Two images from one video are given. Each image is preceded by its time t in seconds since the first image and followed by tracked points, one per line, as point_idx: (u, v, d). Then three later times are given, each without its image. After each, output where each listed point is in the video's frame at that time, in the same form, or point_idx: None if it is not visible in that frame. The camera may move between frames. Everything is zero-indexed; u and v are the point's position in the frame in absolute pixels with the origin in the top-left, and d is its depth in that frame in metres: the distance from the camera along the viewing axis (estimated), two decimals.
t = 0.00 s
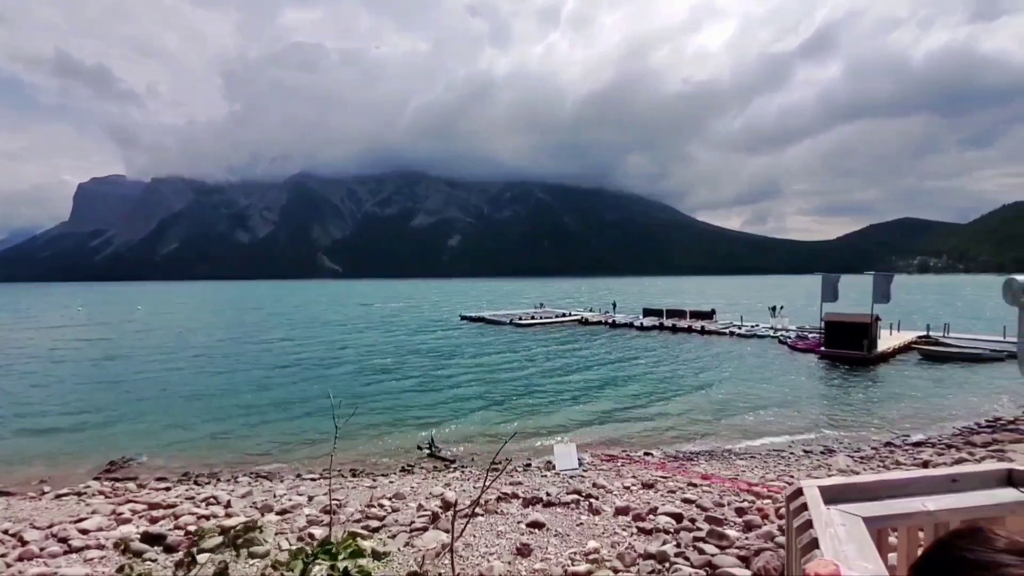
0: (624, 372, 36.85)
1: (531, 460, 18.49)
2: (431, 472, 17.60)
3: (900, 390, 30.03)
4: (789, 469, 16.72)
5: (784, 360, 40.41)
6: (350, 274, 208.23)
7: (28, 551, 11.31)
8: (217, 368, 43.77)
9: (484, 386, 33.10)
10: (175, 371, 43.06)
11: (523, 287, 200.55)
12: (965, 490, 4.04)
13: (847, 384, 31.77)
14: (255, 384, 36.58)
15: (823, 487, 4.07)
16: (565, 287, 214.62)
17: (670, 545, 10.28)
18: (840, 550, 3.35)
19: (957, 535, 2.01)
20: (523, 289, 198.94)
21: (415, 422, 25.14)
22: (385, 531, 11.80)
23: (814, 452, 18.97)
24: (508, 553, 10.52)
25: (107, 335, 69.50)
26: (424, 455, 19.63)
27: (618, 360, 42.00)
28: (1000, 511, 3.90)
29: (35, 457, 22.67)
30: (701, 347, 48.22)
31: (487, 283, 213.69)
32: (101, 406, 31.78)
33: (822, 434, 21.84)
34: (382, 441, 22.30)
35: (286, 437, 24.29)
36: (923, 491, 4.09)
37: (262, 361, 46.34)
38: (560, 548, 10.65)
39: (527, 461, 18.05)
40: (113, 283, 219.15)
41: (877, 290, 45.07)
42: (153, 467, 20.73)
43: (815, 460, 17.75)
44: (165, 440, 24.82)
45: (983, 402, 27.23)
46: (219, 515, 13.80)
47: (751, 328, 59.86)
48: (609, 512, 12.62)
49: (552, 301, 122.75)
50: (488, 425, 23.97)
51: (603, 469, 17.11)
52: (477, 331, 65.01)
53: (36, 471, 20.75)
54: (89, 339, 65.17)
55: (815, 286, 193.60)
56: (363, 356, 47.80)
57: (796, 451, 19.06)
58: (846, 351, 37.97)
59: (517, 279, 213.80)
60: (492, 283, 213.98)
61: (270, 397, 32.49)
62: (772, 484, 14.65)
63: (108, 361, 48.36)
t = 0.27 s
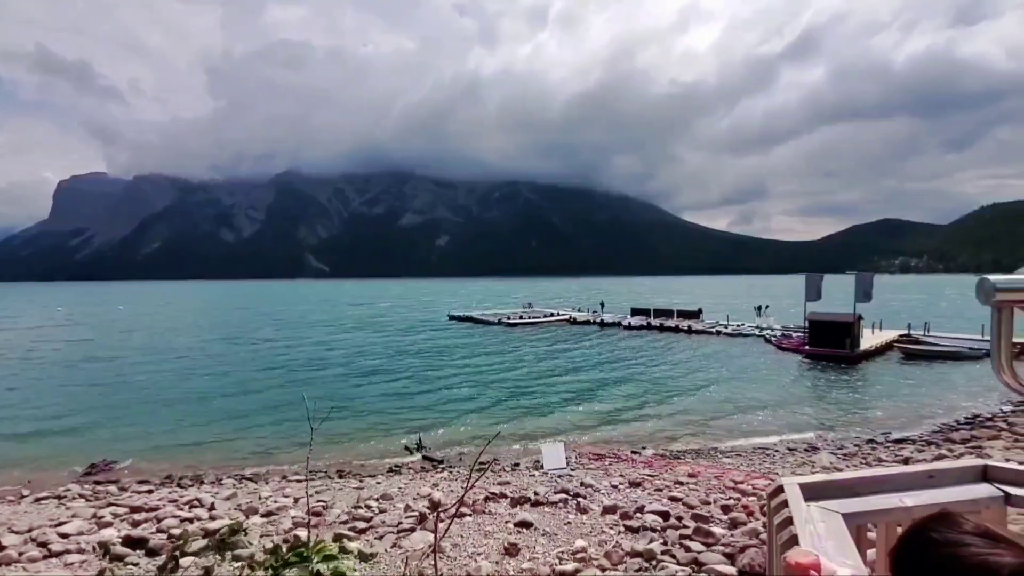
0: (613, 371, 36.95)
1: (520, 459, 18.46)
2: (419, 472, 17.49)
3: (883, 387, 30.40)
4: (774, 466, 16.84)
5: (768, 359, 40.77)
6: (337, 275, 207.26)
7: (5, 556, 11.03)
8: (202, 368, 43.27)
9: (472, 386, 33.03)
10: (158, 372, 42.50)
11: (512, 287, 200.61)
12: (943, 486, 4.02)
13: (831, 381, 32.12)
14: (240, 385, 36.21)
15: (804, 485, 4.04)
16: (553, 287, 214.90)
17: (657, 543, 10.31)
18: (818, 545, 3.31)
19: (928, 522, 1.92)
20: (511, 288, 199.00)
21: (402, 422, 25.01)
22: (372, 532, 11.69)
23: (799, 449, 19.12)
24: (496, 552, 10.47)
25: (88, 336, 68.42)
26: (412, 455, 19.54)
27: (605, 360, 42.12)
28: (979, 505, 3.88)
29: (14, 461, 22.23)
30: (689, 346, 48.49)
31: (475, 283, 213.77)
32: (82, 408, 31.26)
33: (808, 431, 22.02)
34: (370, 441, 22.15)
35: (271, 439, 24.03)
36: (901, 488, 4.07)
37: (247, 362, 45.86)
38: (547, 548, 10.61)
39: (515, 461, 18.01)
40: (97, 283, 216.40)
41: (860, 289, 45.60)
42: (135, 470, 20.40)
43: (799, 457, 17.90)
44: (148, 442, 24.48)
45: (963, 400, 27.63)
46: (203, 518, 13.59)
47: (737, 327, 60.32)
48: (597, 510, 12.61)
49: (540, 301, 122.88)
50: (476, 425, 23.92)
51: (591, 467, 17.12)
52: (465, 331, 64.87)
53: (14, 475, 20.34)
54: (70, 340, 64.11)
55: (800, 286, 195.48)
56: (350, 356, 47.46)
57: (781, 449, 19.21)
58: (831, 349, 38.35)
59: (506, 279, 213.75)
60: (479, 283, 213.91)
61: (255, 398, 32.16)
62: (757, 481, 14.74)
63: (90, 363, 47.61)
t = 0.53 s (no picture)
0: (601, 371, 37.12)
1: (509, 459, 18.47)
2: (408, 473, 17.44)
3: (866, 386, 30.82)
4: (761, 464, 17.00)
5: (755, 358, 41.16)
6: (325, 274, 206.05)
7: None
8: (187, 370, 42.83)
9: (461, 386, 32.98)
10: (143, 373, 41.98)
11: (501, 287, 200.69)
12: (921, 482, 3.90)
13: (817, 380, 32.50)
14: (226, 387, 35.88)
15: (785, 483, 3.86)
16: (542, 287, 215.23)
17: (645, 541, 10.36)
18: (803, 551, 3.12)
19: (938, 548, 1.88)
20: (500, 288, 199.09)
21: (391, 423, 24.93)
22: (360, 534, 11.64)
23: (784, 448, 19.33)
24: (485, 553, 10.47)
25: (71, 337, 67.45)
26: (402, 456, 19.48)
27: (594, 360, 42.29)
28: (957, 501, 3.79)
29: None
30: (677, 346, 48.82)
31: (464, 283, 213.72)
32: (65, 411, 30.83)
33: (793, 430, 22.26)
34: (358, 443, 22.05)
35: (258, 441, 23.83)
36: (880, 485, 3.94)
37: (234, 363, 45.45)
38: (536, 548, 10.63)
39: (504, 461, 18.02)
40: (82, 283, 213.79)
41: (844, 289, 46.18)
42: (119, 473, 20.15)
43: (785, 455, 18.09)
44: (132, 445, 24.18)
45: (945, 398, 28.09)
46: (188, 521, 13.46)
47: (724, 327, 60.80)
48: (586, 510, 12.66)
49: (529, 301, 122.98)
50: (465, 426, 23.89)
51: (580, 467, 17.16)
52: (454, 331, 64.79)
53: None
54: (52, 341, 63.14)
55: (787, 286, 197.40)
56: (338, 357, 47.21)
57: (767, 447, 19.40)
58: (816, 349, 38.80)
59: (495, 279, 213.77)
60: (469, 283, 213.85)
61: (241, 400, 31.90)
62: (744, 479, 14.85)
63: (72, 364, 46.93)
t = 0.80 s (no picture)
0: (590, 371, 37.28)
1: (498, 459, 18.48)
2: (397, 474, 17.35)
3: (851, 385, 31.22)
4: (748, 462, 17.16)
5: (742, 357, 41.52)
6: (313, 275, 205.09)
7: None
8: (173, 371, 42.42)
9: (449, 387, 32.95)
10: (127, 375, 41.50)
11: (490, 286, 200.77)
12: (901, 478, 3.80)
13: (802, 379, 32.87)
14: (212, 388, 35.57)
15: (769, 481, 3.76)
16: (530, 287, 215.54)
17: (634, 540, 10.43)
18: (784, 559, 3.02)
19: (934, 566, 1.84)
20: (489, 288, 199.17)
21: (379, 424, 24.85)
22: (348, 536, 11.59)
23: (770, 446, 19.52)
24: (474, 554, 10.47)
25: (54, 338, 66.53)
26: (391, 457, 19.44)
27: (583, 360, 42.45)
28: (934, 499, 3.72)
29: None
30: (665, 346, 49.13)
31: (453, 283, 213.63)
32: (48, 414, 30.41)
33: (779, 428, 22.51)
34: (346, 444, 21.96)
35: (244, 444, 23.63)
36: (859, 481, 3.86)
37: (220, 364, 45.08)
38: (526, 548, 10.66)
39: (493, 461, 18.03)
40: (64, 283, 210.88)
41: (829, 289, 46.73)
42: (102, 477, 19.91)
43: (771, 453, 18.28)
44: (116, 448, 23.90)
45: (927, 396, 28.53)
46: (173, 525, 13.32)
47: (711, 326, 61.26)
48: (575, 509, 12.71)
49: (518, 301, 123.10)
50: (453, 426, 23.86)
51: (570, 467, 17.20)
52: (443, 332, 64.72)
53: None
54: (34, 343, 62.24)
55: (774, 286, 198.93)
56: (326, 359, 47.00)
57: (754, 445, 19.58)
58: (801, 348, 39.24)
59: (484, 279, 213.79)
60: (458, 283, 213.77)
61: (227, 402, 31.66)
62: (732, 478, 14.98)
63: (55, 366, 46.29)
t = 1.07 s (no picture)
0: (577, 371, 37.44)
1: (485, 460, 18.47)
2: (383, 476, 17.27)
3: (833, 383, 31.66)
4: (732, 460, 17.35)
5: (727, 357, 41.93)
6: (299, 275, 203.77)
7: None
8: (156, 373, 41.94)
9: (436, 388, 32.88)
10: (109, 377, 40.99)
11: (478, 286, 200.88)
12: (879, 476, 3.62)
13: (785, 378, 33.27)
14: (196, 390, 35.22)
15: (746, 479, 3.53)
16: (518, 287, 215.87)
17: (620, 539, 10.49)
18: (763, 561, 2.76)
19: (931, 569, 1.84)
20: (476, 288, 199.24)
21: (365, 426, 24.71)
22: (333, 538, 11.54)
23: (755, 444, 19.73)
24: (461, 554, 10.46)
25: (35, 340, 65.52)
26: (377, 458, 19.34)
27: (570, 360, 42.62)
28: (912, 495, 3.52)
29: None
30: (651, 346, 49.48)
31: (440, 283, 213.52)
32: (27, 417, 29.94)
33: (763, 426, 22.77)
34: (332, 445, 21.82)
35: (228, 446, 23.40)
36: (837, 478, 3.66)
37: (204, 366, 44.64)
38: (512, 548, 10.68)
39: (480, 461, 18.02)
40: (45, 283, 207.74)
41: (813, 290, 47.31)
42: (82, 480, 19.63)
43: (756, 452, 18.47)
44: (97, 450, 23.59)
45: (907, 394, 29.02)
46: (154, 529, 13.16)
47: (697, 326, 61.81)
48: (562, 509, 12.75)
49: (505, 301, 123.26)
50: (440, 427, 23.81)
51: (557, 467, 17.24)
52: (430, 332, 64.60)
53: None
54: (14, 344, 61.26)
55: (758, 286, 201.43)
56: (312, 360, 46.72)
57: (738, 444, 19.77)
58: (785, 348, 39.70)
59: (472, 280, 213.89)
60: (445, 283, 213.72)
61: (211, 404, 31.34)
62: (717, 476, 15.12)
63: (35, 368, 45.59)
